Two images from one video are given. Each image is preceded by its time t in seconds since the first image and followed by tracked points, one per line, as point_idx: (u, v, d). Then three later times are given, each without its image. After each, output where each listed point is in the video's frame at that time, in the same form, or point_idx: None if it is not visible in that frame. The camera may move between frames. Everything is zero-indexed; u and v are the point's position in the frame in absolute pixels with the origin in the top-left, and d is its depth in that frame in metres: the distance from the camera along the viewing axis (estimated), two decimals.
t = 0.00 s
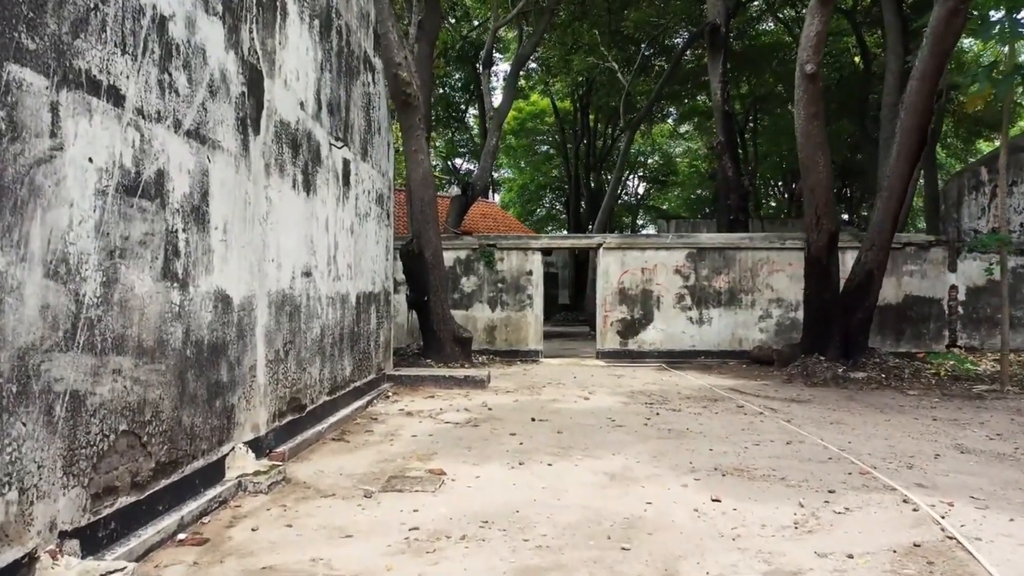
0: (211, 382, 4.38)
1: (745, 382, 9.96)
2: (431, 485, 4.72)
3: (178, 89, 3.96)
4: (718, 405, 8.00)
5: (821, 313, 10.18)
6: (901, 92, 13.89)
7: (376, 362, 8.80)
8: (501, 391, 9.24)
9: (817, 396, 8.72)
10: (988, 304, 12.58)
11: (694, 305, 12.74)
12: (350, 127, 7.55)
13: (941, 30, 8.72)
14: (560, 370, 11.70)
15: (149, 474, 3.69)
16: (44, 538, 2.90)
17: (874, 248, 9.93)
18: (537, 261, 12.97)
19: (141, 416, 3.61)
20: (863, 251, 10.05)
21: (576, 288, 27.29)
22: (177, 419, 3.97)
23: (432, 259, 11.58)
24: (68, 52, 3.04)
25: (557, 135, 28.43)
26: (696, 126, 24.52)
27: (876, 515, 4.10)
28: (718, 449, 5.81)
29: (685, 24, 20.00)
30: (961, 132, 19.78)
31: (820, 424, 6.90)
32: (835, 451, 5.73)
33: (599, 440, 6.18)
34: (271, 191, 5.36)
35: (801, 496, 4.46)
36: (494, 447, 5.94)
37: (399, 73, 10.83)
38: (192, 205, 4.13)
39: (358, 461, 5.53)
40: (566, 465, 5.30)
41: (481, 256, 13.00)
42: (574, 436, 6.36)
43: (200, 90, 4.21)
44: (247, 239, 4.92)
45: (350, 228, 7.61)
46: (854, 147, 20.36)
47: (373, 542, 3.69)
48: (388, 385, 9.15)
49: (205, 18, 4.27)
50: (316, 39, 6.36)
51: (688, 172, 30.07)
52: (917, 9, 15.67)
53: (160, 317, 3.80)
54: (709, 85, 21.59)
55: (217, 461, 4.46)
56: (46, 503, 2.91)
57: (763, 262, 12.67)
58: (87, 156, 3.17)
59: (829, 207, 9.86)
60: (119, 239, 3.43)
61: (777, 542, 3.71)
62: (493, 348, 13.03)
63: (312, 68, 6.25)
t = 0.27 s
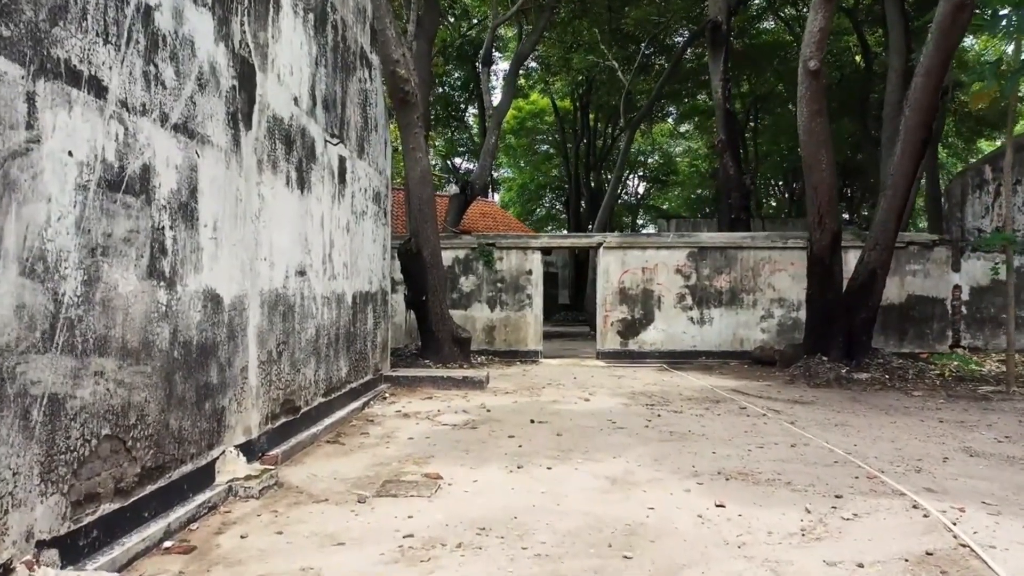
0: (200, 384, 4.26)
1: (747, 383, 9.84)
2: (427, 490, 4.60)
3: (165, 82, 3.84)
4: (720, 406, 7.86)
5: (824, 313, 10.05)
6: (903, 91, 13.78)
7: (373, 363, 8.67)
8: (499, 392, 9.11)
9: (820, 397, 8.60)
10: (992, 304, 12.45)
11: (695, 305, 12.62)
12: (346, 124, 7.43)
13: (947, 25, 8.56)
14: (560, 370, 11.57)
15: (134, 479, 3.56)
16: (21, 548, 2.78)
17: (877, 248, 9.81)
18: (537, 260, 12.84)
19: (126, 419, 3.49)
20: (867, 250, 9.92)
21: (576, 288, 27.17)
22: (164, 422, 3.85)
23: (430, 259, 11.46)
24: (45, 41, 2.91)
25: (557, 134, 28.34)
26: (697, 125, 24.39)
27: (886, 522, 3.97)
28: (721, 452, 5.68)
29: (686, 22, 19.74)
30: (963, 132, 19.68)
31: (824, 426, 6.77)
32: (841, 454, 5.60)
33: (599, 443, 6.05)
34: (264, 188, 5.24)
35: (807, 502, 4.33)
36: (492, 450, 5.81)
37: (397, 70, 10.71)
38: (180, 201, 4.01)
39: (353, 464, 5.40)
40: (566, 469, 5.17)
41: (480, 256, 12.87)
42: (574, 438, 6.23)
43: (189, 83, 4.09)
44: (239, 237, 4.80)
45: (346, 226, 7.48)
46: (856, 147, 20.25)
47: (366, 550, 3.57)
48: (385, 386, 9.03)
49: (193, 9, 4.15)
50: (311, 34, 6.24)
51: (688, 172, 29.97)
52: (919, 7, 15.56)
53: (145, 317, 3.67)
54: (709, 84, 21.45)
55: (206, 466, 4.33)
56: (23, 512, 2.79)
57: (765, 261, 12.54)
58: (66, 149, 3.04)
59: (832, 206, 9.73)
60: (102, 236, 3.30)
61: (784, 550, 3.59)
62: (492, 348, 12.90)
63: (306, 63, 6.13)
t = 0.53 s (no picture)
0: (194, 388, 4.13)
1: (752, 384, 9.71)
2: (428, 497, 4.47)
3: (156, 77, 3.71)
4: (725, 409, 7.74)
5: (829, 314, 9.93)
6: (907, 90, 13.66)
7: (372, 365, 8.55)
8: (501, 395, 8.99)
9: (826, 399, 8.48)
10: (998, 305, 12.32)
11: (698, 306, 12.49)
12: (345, 121, 7.31)
13: (955, 22, 8.42)
14: (561, 372, 11.45)
15: (124, 488, 3.44)
16: (3, 562, 2.66)
17: (883, 248, 9.69)
18: (538, 261, 12.72)
19: (115, 426, 3.36)
20: (872, 250, 9.80)
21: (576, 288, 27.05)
22: (156, 428, 3.72)
23: (430, 259, 11.35)
24: (29, 32, 2.79)
25: (557, 134, 28.25)
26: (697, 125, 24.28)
27: (902, 531, 3.85)
28: (728, 457, 5.56)
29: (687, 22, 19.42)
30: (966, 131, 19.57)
31: (832, 430, 6.64)
32: (851, 459, 5.48)
33: (603, 447, 5.93)
34: (260, 187, 5.12)
35: (819, 510, 4.21)
36: (494, 454, 5.69)
37: (396, 68, 10.59)
38: (173, 200, 3.89)
39: (352, 470, 5.28)
40: (570, 475, 5.05)
41: (481, 256, 12.74)
42: (577, 442, 6.11)
43: (181, 78, 3.97)
44: (234, 237, 4.67)
45: (345, 226, 7.36)
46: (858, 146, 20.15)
47: (365, 561, 3.44)
48: (385, 389, 8.90)
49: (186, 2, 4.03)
50: (309, 30, 6.11)
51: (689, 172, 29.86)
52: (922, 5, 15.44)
53: (136, 319, 3.54)
54: (711, 83, 21.31)
55: (200, 472, 4.21)
56: (5, 524, 2.66)
57: (769, 262, 12.42)
58: (52, 145, 2.92)
59: (837, 205, 9.61)
60: (90, 235, 3.18)
61: (798, 561, 3.46)
62: (493, 349, 12.78)
63: (304, 59, 6.00)
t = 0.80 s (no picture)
0: (188, 392, 4.00)
1: (757, 386, 9.58)
2: (429, 503, 4.33)
3: (148, 69, 3.58)
4: (730, 411, 7.62)
5: (835, 314, 9.80)
6: (912, 88, 13.56)
7: (372, 366, 8.41)
8: (502, 396, 8.86)
9: (833, 401, 8.35)
10: (1004, 305, 12.18)
11: (701, 306, 12.36)
12: (345, 119, 7.18)
13: (964, 18, 8.30)
14: (563, 373, 11.33)
15: (113, 497, 3.30)
16: None
17: (890, 248, 9.56)
18: (540, 260, 12.59)
19: (104, 432, 3.23)
20: (878, 250, 9.68)
21: (576, 288, 26.92)
22: (148, 434, 3.59)
23: (431, 259, 11.23)
24: (11, 20, 2.67)
25: (557, 133, 28.15)
26: (698, 125, 24.17)
27: (920, 540, 3.72)
28: (736, 461, 5.42)
29: (688, 20, 19.23)
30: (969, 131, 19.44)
31: (841, 433, 6.51)
32: (862, 463, 5.35)
33: (608, 451, 5.80)
34: (257, 184, 4.98)
35: (833, 518, 4.08)
36: (496, 458, 5.55)
37: (397, 65, 10.48)
38: (165, 197, 3.75)
39: (350, 475, 5.14)
40: (574, 480, 4.91)
41: (482, 255, 12.61)
42: (581, 446, 5.98)
43: (174, 72, 3.83)
44: (230, 236, 4.54)
45: (345, 225, 7.23)
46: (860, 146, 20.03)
47: (364, 573, 3.30)
48: (385, 390, 8.77)
49: None
50: (307, 24, 5.98)
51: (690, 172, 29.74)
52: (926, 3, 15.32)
53: (127, 321, 3.41)
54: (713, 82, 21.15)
55: (194, 479, 4.08)
56: None
57: (772, 261, 12.29)
58: (36, 138, 2.79)
59: (844, 204, 9.47)
60: (77, 234, 3.05)
61: (814, 573, 3.33)
62: (494, 350, 12.64)
63: (302, 54, 5.87)
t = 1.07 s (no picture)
0: (180, 395, 3.86)
1: (762, 387, 9.44)
2: (431, 510, 4.19)
3: (138, 59, 3.44)
4: (736, 413, 7.48)
5: (841, 314, 9.65)
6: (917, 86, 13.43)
7: (371, 367, 8.27)
8: (504, 398, 8.72)
9: (841, 403, 8.20)
10: (1012, 305, 12.03)
11: (705, 306, 12.22)
12: (344, 114, 7.04)
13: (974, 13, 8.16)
14: (565, 374, 11.19)
15: (101, 504, 3.16)
16: None
17: (897, 247, 9.42)
18: (541, 260, 12.46)
19: (91, 437, 3.09)
20: (885, 249, 9.54)
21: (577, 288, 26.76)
22: (138, 439, 3.45)
23: (431, 258, 11.09)
24: None
25: (558, 133, 28.01)
26: (699, 124, 24.05)
27: (941, 549, 3.57)
28: (745, 465, 5.28)
29: (691, 19, 19.08)
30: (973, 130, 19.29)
31: (850, 435, 6.37)
32: (875, 468, 5.20)
33: (613, 454, 5.66)
34: (253, 180, 4.84)
35: (849, 525, 3.93)
36: (499, 462, 5.41)
37: (396, 62, 10.36)
38: (156, 192, 3.61)
39: (349, 479, 5.00)
40: (580, 485, 4.77)
41: (482, 255, 12.47)
42: (586, 449, 5.83)
43: (166, 62, 3.69)
44: (224, 233, 4.40)
45: (344, 224, 7.09)
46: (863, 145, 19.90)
47: None
48: (385, 392, 8.63)
49: None
50: (305, 17, 5.84)
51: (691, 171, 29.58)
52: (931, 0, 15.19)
53: (115, 321, 3.27)
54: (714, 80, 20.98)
55: (187, 485, 3.93)
56: None
57: (777, 261, 12.14)
58: (17, 129, 2.65)
59: (851, 202, 9.32)
60: (61, 230, 2.90)
61: None
62: (495, 350, 12.50)
63: (300, 47, 5.73)
